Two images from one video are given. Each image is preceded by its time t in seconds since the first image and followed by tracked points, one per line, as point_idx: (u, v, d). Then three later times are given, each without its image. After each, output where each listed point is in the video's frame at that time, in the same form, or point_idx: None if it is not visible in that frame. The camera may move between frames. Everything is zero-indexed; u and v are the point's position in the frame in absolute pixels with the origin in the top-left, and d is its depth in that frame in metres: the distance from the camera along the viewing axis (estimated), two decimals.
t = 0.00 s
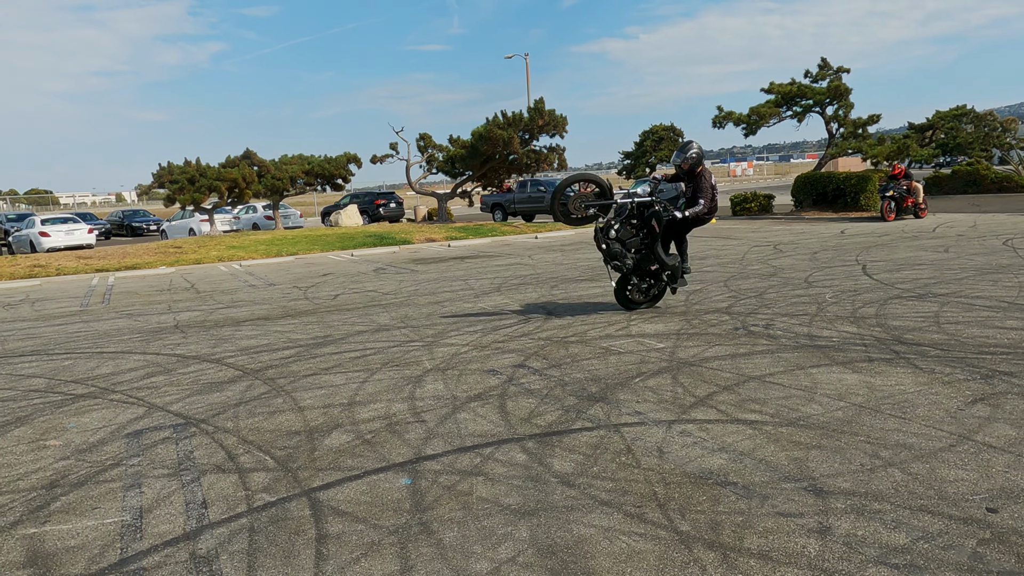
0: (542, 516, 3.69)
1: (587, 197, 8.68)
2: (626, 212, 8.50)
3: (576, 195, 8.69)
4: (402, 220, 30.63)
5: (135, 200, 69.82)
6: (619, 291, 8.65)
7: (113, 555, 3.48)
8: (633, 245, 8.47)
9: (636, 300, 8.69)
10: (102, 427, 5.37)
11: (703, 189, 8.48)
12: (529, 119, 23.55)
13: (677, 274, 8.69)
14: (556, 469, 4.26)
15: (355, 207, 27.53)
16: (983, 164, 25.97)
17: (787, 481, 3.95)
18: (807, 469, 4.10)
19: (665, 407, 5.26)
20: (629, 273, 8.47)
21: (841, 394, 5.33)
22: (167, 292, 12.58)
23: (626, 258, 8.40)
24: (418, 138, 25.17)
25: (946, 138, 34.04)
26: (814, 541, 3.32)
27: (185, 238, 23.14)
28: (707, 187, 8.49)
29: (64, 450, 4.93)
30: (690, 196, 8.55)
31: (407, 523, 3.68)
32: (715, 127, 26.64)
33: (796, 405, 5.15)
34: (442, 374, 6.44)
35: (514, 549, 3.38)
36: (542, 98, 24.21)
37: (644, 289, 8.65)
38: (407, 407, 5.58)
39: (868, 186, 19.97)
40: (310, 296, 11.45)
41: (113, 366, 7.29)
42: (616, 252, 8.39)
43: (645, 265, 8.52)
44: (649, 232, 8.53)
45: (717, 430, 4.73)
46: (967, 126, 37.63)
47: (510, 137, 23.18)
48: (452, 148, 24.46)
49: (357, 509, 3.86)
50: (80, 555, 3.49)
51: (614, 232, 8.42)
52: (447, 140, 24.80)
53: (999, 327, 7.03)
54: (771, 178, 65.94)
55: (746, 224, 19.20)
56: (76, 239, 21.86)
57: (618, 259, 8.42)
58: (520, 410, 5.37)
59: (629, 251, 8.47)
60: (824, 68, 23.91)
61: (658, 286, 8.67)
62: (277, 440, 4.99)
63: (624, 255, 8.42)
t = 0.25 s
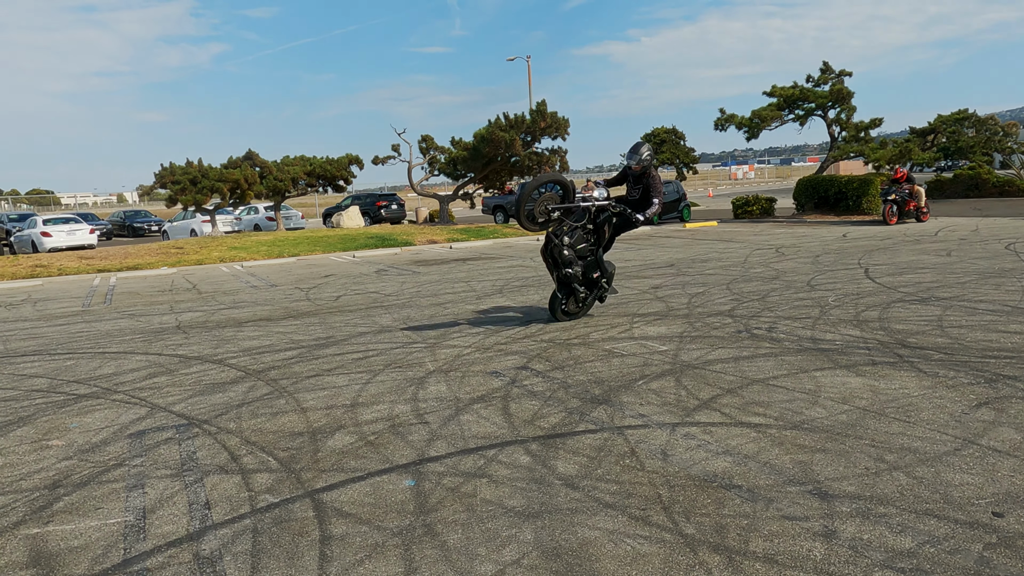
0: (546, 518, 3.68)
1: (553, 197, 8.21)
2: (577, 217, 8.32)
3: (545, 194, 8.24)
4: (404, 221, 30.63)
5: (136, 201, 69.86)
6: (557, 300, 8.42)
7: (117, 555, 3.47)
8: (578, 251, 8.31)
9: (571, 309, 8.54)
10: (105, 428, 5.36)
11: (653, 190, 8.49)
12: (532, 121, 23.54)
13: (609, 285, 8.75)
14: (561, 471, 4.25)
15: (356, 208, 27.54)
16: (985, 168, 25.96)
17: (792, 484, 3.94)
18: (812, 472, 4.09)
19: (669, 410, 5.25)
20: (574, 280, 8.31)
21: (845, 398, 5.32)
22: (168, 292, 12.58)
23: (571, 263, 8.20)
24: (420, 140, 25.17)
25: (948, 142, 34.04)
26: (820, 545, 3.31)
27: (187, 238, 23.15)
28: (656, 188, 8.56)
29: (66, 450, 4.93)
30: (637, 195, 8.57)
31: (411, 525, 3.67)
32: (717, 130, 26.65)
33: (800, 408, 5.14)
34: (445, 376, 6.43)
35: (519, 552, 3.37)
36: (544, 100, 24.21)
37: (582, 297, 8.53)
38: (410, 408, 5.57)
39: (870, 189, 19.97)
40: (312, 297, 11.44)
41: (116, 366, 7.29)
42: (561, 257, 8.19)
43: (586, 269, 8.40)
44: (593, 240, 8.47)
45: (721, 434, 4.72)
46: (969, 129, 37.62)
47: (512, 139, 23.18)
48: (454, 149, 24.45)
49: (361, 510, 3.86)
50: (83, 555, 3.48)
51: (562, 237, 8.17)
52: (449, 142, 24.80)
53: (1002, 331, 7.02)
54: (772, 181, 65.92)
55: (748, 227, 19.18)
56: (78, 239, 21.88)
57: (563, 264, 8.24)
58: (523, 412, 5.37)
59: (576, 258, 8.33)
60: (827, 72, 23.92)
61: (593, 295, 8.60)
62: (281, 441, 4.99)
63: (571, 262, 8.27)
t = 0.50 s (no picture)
0: (546, 519, 3.67)
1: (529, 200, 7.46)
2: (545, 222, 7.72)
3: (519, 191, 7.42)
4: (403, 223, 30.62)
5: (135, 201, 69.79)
6: (511, 313, 7.78)
7: (117, 555, 3.47)
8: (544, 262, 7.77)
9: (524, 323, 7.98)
10: (104, 428, 5.35)
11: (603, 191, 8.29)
12: (531, 123, 23.55)
13: (552, 294, 8.35)
14: (561, 473, 4.24)
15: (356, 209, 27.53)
16: (985, 172, 25.98)
17: (792, 487, 3.93)
18: (813, 475, 4.08)
19: (670, 412, 5.24)
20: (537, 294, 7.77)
21: (845, 400, 5.31)
22: (168, 292, 12.57)
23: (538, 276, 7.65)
24: (420, 142, 25.16)
25: (948, 146, 34.06)
26: (821, 547, 3.31)
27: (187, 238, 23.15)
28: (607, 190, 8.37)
29: (66, 450, 4.92)
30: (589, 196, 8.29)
31: (411, 526, 3.67)
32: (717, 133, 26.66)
33: (800, 411, 5.13)
34: (445, 377, 6.43)
35: (519, 553, 3.37)
36: (544, 103, 24.21)
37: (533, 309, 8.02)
38: (410, 409, 5.57)
39: (870, 193, 19.96)
40: (312, 298, 11.42)
41: (116, 366, 7.28)
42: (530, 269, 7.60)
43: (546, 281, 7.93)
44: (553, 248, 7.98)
45: (721, 436, 4.72)
46: (968, 133, 37.64)
47: (512, 141, 23.15)
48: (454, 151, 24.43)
49: (361, 511, 3.85)
50: (83, 555, 3.48)
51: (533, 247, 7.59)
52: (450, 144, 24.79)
53: (1002, 335, 7.02)
54: (772, 185, 65.96)
55: (748, 230, 19.18)
56: (77, 239, 21.87)
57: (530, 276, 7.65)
58: (523, 413, 5.36)
59: (541, 268, 7.78)
60: (826, 75, 23.93)
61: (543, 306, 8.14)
62: (280, 441, 4.98)
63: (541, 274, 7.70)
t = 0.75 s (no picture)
0: (544, 521, 3.67)
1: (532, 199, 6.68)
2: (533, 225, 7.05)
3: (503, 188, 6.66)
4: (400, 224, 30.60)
5: (131, 201, 69.62)
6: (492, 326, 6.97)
7: (113, 556, 3.45)
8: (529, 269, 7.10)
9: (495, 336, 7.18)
10: (100, 428, 5.34)
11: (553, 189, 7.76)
12: (529, 125, 23.58)
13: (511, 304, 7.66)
14: (558, 474, 4.24)
15: (353, 211, 27.51)
16: (980, 175, 26.08)
17: (790, 488, 3.93)
18: (809, 476, 4.08)
19: (667, 413, 5.24)
20: (521, 305, 7.05)
21: (842, 402, 5.32)
22: (164, 293, 12.54)
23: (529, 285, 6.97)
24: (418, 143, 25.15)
25: (944, 149, 34.16)
26: (819, 549, 3.31)
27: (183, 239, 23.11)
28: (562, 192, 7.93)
29: (62, 450, 4.90)
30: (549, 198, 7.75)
31: (408, 527, 3.66)
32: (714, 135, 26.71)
33: (797, 412, 5.14)
34: (442, 379, 6.42)
35: (517, 554, 3.36)
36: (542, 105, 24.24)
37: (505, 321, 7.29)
38: (407, 410, 5.56)
39: (866, 195, 20.00)
40: (309, 299, 11.41)
41: (112, 367, 7.26)
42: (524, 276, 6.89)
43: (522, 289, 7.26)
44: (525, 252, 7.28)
45: (719, 437, 4.72)
46: (964, 136, 37.74)
47: (509, 142, 23.13)
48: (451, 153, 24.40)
49: (358, 512, 3.85)
50: (79, 556, 3.47)
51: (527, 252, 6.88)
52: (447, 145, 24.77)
53: (998, 337, 7.04)
54: (768, 188, 66.07)
55: (745, 232, 19.21)
56: (73, 240, 21.82)
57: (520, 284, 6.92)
58: (521, 414, 5.36)
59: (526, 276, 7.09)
60: (823, 78, 23.98)
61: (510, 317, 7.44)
62: (277, 442, 4.97)
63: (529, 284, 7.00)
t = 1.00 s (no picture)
0: (535, 521, 3.67)
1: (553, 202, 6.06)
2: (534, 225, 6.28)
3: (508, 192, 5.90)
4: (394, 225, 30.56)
5: (123, 202, 69.35)
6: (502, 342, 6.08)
7: (102, 557, 3.44)
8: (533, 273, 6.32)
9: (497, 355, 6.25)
10: (90, 429, 5.31)
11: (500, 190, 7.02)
12: (523, 126, 23.65)
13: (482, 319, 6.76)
14: (550, 474, 4.24)
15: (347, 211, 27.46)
16: (971, 177, 26.21)
17: (781, 488, 3.94)
18: (801, 476, 4.09)
19: (659, 414, 5.25)
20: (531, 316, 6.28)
21: (833, 403, 5.34)
22: (156, 294, 12.49)
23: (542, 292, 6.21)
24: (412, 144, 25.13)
25: (935, 151, 34.32)
26: (809, 549, 3.31)
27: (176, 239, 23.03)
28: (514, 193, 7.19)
29: (51, 451, 4.88)
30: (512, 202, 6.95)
31: (399, 528, 3.65)
32: (707, 137, 26.77)
33: (789, 413, 5.15)
34: (435, 379, 6.42)
35: (508, 554, 3.36)
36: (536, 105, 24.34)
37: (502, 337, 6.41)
38: (400, 411, 5.56)
39: (859, 197, 20.07)
40: (302, 300, 11.38)
41: (103, 367, 7.22)
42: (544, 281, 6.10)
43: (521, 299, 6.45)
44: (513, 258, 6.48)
45: (710, 437, 4.73)
46: (957, 138, 37.91)
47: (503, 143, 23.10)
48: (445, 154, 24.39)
49: (349, 513, 3.84)
50: (68, 557, 3.45)
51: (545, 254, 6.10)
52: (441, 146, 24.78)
53: (989, 338, 7.07)
54: (762, 189, 66.28)
55: (738, 233, 19.25)
56: (65, 240, 21.71)
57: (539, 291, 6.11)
58: (513, 415, 5.36)
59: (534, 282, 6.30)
60: (816, 80, 24.06)
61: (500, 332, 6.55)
62: (269, 443, 4.96)
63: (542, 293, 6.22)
